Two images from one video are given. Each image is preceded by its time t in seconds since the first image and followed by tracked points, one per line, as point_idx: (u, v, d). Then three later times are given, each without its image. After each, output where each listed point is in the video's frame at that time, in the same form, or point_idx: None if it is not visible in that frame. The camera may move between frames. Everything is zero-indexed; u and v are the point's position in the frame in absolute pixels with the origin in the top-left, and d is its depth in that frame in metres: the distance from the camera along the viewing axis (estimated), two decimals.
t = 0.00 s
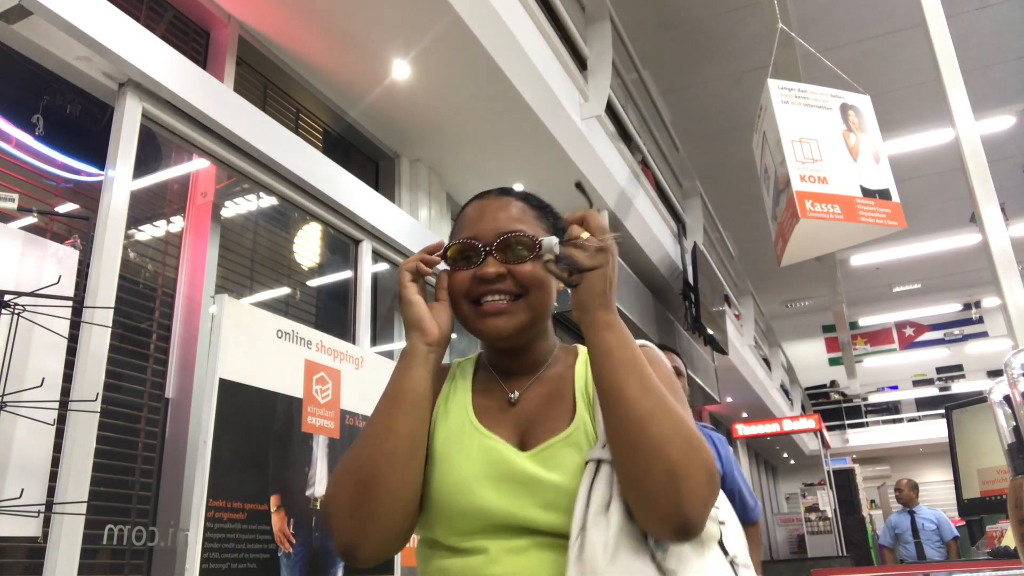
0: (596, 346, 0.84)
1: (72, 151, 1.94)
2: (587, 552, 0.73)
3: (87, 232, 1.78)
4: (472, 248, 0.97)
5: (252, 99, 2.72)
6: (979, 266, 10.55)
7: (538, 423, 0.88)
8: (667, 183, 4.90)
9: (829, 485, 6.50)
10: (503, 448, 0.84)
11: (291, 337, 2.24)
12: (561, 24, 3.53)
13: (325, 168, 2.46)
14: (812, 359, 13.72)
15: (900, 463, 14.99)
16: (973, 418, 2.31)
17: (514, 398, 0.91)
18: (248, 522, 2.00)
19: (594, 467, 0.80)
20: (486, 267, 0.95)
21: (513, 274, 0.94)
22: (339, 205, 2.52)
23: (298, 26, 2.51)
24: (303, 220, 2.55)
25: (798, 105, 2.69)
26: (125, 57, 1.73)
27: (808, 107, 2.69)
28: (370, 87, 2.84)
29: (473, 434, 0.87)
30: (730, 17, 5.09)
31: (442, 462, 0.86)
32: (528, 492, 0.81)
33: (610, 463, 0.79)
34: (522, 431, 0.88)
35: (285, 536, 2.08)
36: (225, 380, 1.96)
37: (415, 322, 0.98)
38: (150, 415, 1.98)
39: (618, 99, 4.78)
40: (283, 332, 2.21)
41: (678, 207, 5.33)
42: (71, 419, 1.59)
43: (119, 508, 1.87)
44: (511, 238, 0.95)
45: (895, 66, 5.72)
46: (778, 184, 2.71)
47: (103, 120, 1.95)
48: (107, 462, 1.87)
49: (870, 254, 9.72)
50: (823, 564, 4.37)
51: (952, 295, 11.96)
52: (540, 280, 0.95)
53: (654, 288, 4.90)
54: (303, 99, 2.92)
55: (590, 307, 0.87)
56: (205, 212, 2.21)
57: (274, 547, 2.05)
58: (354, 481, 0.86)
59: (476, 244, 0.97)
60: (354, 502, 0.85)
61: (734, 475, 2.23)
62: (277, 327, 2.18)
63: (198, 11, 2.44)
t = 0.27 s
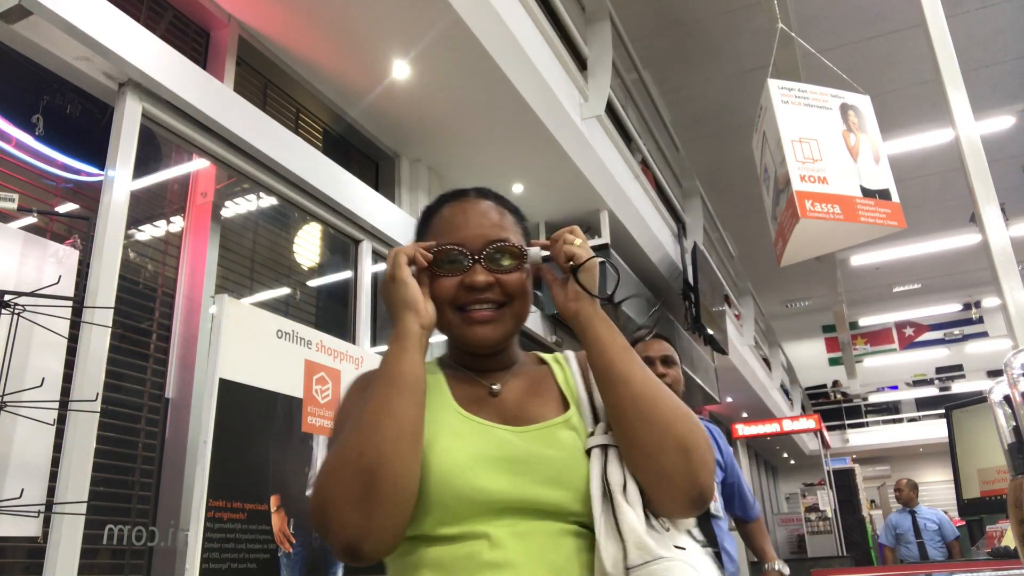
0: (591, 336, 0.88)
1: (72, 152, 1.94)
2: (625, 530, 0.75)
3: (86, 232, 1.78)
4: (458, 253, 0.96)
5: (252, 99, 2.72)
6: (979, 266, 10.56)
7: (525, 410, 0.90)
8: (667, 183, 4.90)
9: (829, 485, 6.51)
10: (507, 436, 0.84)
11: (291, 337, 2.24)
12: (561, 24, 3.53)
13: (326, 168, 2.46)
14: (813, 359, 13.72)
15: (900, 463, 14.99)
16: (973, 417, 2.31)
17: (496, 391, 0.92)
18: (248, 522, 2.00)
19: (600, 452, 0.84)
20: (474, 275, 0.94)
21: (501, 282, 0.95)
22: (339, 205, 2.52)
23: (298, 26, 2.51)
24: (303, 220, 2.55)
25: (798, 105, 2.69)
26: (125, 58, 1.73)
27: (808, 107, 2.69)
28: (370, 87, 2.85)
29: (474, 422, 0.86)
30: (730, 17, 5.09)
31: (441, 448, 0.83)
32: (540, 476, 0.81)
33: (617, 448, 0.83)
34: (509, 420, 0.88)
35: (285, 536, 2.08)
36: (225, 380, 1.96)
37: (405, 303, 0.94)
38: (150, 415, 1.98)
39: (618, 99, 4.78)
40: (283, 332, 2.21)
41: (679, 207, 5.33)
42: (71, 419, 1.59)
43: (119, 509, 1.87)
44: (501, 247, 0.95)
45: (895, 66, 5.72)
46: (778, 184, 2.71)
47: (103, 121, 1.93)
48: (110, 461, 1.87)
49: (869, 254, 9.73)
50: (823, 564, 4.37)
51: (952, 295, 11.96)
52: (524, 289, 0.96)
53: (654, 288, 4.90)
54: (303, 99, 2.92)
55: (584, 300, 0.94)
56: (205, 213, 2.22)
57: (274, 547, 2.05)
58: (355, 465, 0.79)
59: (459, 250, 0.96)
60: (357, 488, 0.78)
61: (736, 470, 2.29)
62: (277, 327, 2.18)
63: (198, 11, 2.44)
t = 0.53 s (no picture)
0: (588, 331, 0.92)
1: (72, 152, 1.94)
2: (615, 523, 0.76)
3: (86, 232, 1.78)
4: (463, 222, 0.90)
5: (251, 99, 2.72)
6: (979, 265, 10.56)
7: (490, 398, 0.89)
8: (667, 183, 4.90)
9: (830, 485, 6.51)
10: (489, 424, 0.81)
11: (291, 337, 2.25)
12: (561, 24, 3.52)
13: (326, 168, 2.46)
14: (813, 359, 13.72)
15: (900, 463, 14.99)
16: (972, 417, 2.32)
17: (463, 375, 0.91)
18: (248, 522, 2.03)
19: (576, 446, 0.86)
20: (476, 249, 0.91)
21: (498, 262, 0.94)
22: (340, 206, 2.51)
23: (298, 25, 2.50)
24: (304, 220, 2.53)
25: (798, 105, 2.69)
26: (125, 58, 1.73)
27: (808, 107, 2.69)
28: (370, 87, 2.84)
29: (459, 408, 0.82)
30: (730, 17, 5.09)
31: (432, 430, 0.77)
32: (519, 466, 0.80)
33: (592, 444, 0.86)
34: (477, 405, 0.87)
35: (286, 536, 2.08)
36: (225, 380, 1.98)
37: (415, 271, 0.82)
38: (150, 415, 1.97)
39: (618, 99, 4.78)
40: (283, 332, 2.22)
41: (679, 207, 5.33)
42: (71, 419, 1.58)
43: (120, 509, 1.85)
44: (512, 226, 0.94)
45: (896, 66, 5.72)
46: (778, 184, 2.71)
47: (103, 120, 1.93)
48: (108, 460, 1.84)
49: (870, 254, 9.73)
50: (823, 564, 4.37)
51: (952, 295, 11.96)
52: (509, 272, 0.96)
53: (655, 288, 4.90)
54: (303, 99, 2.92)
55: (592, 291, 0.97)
56: (205, 213, 2.22)
57: (274, 547, 2.06)
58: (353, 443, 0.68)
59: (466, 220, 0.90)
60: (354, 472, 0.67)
61: (733, 459, 2.35)
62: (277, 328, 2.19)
63: (198, 11, 2.44)
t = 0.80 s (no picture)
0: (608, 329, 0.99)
1: (72, 151, 1.93)
2: (615, 541, 0.79)
3: (86, 232, 1.78)
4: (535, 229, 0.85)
5: (251, 99, 2.71)
6: (979, 265, 10.56)
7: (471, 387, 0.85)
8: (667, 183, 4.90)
9: (830, 485, 6.50)
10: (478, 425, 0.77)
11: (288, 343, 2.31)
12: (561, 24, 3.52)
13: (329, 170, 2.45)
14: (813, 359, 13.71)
15: (900, 463, 14.98)
16: (972, 417, 2.32)
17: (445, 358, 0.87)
18: (246, 522, 2.09)
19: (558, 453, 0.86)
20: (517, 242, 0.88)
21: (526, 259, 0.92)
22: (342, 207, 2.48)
23: (298, 25, 2.50)
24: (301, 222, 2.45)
25: (798, 105, 2.69)
26: (125, 58, 1.73)
27: (808, 107, 2.69)
28: (370, 86, 2.84)
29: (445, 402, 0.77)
30: (730, 17, 5.09)
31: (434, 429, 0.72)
32: (508, 470, 0.78)
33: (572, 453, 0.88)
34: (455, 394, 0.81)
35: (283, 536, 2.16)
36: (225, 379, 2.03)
37: (493, 287, 0.70)
38: (150, 415, 1.97)
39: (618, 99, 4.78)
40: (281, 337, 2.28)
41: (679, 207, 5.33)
42: (71, 420, 1.59)
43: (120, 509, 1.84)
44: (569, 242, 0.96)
45: (896, 66, 5.72)
46: (778, 184, 2.71)
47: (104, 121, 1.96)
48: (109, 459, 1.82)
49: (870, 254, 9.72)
50: (823, 564, 4.37)
51: (952, 295, 11.96)
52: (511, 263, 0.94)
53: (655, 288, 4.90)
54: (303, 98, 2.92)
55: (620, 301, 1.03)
56: (205, 213, 2.21)
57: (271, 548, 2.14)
58: (394, 457, 0.58)
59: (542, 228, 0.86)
60: (383, 480, 0.57)
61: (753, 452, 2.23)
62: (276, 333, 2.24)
63: (198, 11, 2.44)
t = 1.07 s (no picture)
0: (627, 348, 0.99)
1: (72, 151, 1.94)
2: (617, 552, 0.88)
3: (86, 232, 1.78)
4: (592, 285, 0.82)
5: (251, 99, 2.71)
6: (978, 265, 10.56)
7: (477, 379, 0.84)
8: (667, 183, 4.90)
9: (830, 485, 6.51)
10: (497, 425, 0.77)
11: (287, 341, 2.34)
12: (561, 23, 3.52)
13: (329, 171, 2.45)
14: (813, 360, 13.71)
15: (900, 463, 14.98)
16: (973, 417, 2.32)
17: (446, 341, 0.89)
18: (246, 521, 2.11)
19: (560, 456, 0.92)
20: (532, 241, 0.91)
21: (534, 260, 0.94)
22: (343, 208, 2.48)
23: (299, 25, 2.50)
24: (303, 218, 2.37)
25: (798, 105, 2.69)
26: (125, 57, 1.73)
27: (808, 107, 2.70)
28: (370, 86, 2.84)
29: (458, 402, 0.75)
30: (730, 18, 5.09)
31: (447, 438, 0.70)
32: (520, 470, 0.78)
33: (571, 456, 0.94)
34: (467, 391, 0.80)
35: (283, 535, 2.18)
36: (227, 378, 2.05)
37: (443, 340, 0.55)
38: (150, 415, 1.97)
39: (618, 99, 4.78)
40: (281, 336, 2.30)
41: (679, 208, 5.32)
42: (71, 420, 1.59)
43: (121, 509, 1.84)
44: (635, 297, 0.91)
45: (896, 66, 5.72)
46: (778, 184, 2.71)
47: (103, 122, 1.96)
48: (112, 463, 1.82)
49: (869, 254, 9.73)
50: (822, 564, 4.37)
51: (952, 295, 11.96)
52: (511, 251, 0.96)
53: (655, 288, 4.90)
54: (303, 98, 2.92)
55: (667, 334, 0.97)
56: (205, 212, 2.21)
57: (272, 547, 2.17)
58: (326, 529, 0.50)
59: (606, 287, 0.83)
60: (353, 554, 0.51)
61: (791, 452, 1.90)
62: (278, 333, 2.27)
63: (198, 11, 2.44)
